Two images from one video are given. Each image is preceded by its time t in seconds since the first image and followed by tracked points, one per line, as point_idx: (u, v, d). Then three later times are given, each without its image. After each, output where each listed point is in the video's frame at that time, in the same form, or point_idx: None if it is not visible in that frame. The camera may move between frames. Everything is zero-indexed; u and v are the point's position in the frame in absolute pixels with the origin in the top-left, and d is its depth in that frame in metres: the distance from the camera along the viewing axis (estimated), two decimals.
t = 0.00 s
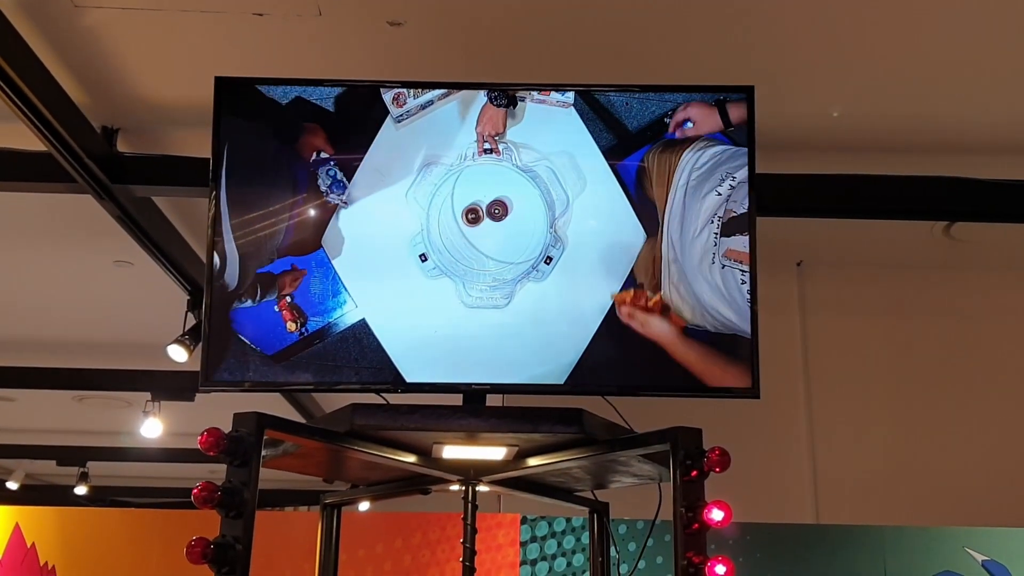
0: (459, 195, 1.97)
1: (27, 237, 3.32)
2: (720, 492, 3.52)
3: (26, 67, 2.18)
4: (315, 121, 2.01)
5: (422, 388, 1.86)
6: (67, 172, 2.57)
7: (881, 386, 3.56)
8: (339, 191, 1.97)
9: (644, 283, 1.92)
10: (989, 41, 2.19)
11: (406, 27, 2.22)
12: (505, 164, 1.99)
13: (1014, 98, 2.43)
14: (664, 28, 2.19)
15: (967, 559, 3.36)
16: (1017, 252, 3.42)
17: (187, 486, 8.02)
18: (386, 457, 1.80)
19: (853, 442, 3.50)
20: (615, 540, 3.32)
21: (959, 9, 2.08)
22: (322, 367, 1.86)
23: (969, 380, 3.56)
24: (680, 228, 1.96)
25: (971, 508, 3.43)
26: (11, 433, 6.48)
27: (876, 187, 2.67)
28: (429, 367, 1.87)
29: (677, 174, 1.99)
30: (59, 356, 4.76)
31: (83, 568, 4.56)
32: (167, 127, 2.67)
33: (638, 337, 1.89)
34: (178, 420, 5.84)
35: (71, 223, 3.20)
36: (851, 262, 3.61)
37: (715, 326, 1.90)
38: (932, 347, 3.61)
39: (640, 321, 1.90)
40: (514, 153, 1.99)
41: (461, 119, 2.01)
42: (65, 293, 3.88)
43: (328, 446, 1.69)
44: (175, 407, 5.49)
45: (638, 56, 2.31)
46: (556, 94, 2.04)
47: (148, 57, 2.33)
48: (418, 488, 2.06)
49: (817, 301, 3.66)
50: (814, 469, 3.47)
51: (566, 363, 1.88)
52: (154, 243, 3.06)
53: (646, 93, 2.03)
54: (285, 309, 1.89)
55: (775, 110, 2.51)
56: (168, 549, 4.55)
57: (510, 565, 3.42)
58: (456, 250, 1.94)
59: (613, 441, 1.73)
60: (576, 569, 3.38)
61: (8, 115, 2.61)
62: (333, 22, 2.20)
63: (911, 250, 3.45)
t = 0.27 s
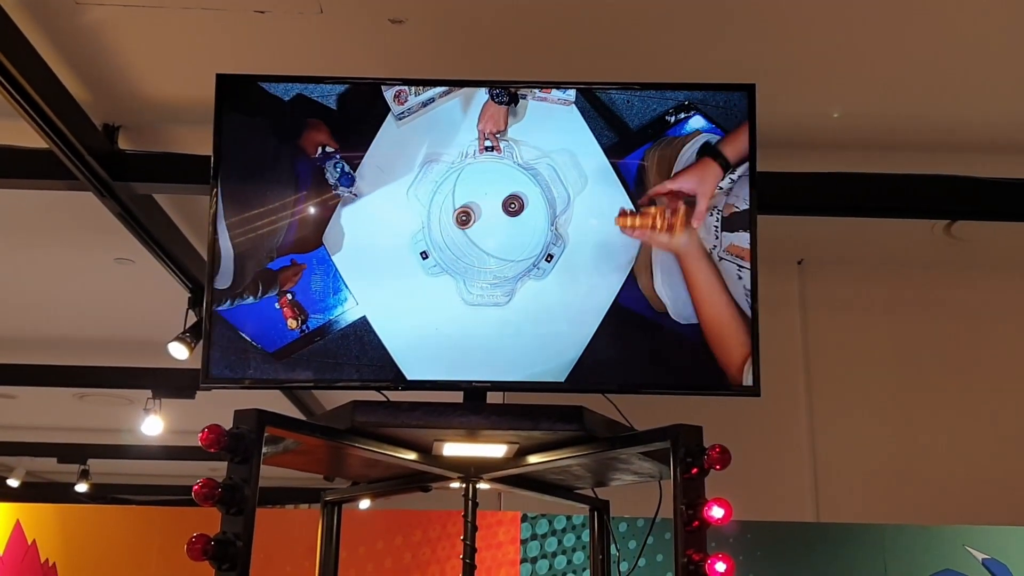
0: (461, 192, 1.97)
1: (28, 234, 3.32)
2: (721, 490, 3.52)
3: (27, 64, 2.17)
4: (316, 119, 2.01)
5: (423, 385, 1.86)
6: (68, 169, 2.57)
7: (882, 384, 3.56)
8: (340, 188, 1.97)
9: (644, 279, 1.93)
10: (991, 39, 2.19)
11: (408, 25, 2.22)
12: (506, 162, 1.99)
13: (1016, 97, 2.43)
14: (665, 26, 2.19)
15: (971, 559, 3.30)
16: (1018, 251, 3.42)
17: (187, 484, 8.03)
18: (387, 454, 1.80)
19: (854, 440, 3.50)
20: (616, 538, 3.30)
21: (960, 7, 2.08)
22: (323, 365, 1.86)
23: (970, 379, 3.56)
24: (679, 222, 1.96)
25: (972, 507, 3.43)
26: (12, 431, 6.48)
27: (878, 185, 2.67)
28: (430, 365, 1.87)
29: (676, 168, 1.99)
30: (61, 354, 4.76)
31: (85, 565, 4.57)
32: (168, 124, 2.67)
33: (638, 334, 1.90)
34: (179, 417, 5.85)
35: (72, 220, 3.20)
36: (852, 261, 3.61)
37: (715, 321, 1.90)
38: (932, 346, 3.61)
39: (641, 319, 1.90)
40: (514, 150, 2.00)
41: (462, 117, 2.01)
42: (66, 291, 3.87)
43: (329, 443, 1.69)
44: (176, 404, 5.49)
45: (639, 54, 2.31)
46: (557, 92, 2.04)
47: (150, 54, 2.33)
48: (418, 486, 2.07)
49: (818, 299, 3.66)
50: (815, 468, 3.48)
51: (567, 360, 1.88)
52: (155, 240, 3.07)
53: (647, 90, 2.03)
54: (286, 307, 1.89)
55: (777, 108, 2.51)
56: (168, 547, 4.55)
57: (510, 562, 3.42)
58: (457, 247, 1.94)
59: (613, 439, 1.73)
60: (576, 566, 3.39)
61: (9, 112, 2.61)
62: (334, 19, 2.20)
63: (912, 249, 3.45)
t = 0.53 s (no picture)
0: (460, 191, 1.97)
1: (28, 233, 3.32)
2: (720, 489, 3.52)
3: (26, 62, 2.17)
4: (316, 117, 2.00)
5: (423, 384, 1.86)
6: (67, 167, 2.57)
7: (881, 383, 3.56)
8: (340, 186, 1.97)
9: (644, 278, 1.92)
10: (991, 38, 2.19)
11: (407, 23, 2.22)
12: (506, 161, 1.99)
13: (1016, 95, 2.42)
14: (665, 24, 2.19)
15: (972, 560, 3.30)
16: (1018, 249, 3.42)
17: (187, 482, 8.03)
18: (387, 453, 1.80)
19: (853, 439, 3.50)
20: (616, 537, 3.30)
21: (960, 5, 2.08)
22: (323, 363, 1.86)
23: (970, 377, 3.56)
24: (683, 221, 1.95)
25: (972, 506, 3.43)
26: (11, 429, 6.48)
27: (877, 184, 2.67)
28: (429, 364, 1.87)
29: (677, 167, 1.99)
30: (60, 352, 4.76)
31: (85, 563, 4.57)
32: (167, 122, 2.67)
33: (638, 333, 1.89)
34: (178, 416, 5.85)
35: (72, 219, 3.20)
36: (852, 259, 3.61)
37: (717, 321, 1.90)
38: (932, 345, 3.61)
39: (641, 317, 1.90)
40: (514, 149, 1.99)
41: (463, 115, 2.01)
42: (65, 289, 3.87)
43: (329, 442, 1.68)
44: (176, 403, 5.49)
45: (639, 52, 2.31)
46: (557, 90, 2.04)
47: (149, 52, 2.33)
48: (418, 485, 2.06)
49: (818, 298, 3.66)
50: (815, 467, 3.47)
51: (567, 359, 1.88)
52: (155, 239, 3.06)
53: (647, 89, 2.03)
54: (286, 305, 1.89)
55: (777, 107, 2.50)
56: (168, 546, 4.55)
57: (510, 561, 3.42)
58: (457, 246, 1.94)
59: (613, 437, 1.73)
60: (576, 565, 3.39)
61: (8, 110, 2.61)
62: (334, 18, 2.20)
63: (912, 248, 3.45)
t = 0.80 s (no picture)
0: (463, 188, 1.97)
1: (31, 230, 3.33)
2: (723, 485, 3.52)
3: (29, 59, 2.17)
4: (319, 114, 2.01)
5: (425, 380, 1.86)
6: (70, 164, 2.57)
7: (883, 380, 3.56)
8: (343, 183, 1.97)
9: (647, 275, 1.92)
10: (995, 34, 2.19)
11: (410, 20, 2.22)
12: (509, 157, 1.99)
13: (1019, 92, 2.42)
14: (668, 21, 2.19)
15: (974, 556, 3.32)
16: (1020, 246, 3.42)
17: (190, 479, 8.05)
18: (390, 449, 1.80)
19: (856, 436, 3.50)
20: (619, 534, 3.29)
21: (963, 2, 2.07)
22: (327, 360, 1.86)
23: (972, 374, 3.56)
24: (686, 218, 1.96)
25: (974, 503, 3.43)
26: (14, 427, 6.49)
27: (880, 181, 2.67)
28: (433, 360, 1.87)
29: (680, 164, 1.99)
30: (63, 350, 4.77)
31: (88, 560, 4.58)
32: (169, 120, 2.67)
33: (642, 329, 1.89)
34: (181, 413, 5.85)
35: (74, 216, 3.20)
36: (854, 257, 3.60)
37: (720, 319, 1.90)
38: (934, 342, 3.61)
39: (644, 313, 1.90)
40: (517, 145, 1.99)
41: (465, 112, 2.01)
42: (67, 287, 3.88)
43: (333, 438, 1.69)
44: (178, 400, 5.50)
45: (642, 49, 2.31)
46: (560, 87, 2.04)
47: (151, 49, 2.33)
48: (421, 481, 2.06)
49: (820, 296, 3.66)
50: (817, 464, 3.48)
51: (570, 355, 1.88)
52: (157, 236, 3.07)
53: (650, 85, 2.03)
54: (290, 302, 1.89)
55: (779, 103, 2.50)
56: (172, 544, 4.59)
57: (513, 557, 3.43)
58: (460, 243, 1.94)
59: (617, 434, 1.73)
60: (579, 562, 3.39)
61: (11, 107, 2.61)
62: (337, 15, 2.20)
63: (914, 245, 3.45)
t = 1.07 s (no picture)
0: (463, 187, 1.96)
1: (31, 229, 3.32)
2: (723, 484, 3.52)
3: (29, 57, 2.17)
4: (319, 113, 2.00)
5: (425, 379, 1.86)
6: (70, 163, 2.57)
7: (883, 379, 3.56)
8: (343, 181, 1.97)
9: (648, 275, 1.92)
10: (996, 33, 2.18)
11: (410, 19, 2.22)
12: (509, 156, 1.98)
13: (1020, 90, 2.42)
14: (668, 19, 2.18)
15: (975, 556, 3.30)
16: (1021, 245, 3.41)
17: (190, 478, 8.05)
18: (390, 448, 1.80)
19: (856, 435, 3.50)
20: (619, 533, 3.30)
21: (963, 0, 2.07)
22: (327, 359, 1.86)
23: (973, 373, 3.56)
24: (687, 222, 1.95)
25: (974, 502, 3.43)
26: (14, 426, 6.48)
27: (880, 179, 2.67)
28: (433, 360, 1.87)
29: (681, 166, 1.98)
30: (63, 349, 4.77)
31: (88, 559, 4.58)
32: (169, 118, 2.67)
33: (642, 328, 1.89)
34: (181, 412, 5.85)
35: (74, 215, 3.20)
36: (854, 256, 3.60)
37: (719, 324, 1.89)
38: (935, 341, 3.60)
39: (645, 312, 1.90)
40: (517, 143, 1.99)
41: (466, 110, 2.00)
42: (67, 285, 3.87)
43: (332, 437, 1.68)
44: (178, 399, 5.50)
45: (642, 47, 2.30)
46: (560, 85, 2.03)
47: (151, 48, 2.33)
48: (421, 480, 2.06)
49: (820, 295, 3.66)
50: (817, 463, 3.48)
51: (570, 354, 1.88)
52: (157, 235, 3.07)
53: (650, 83, 2.02)
54: (289, 300, 1.89)
55: (780, 102, 2.50)
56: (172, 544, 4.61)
57: (513, 556, 3.43)
58: (460, 243, 1.93)
59: (617, 433, 1.73)
60: (579, 561, 3.40)
61: (11, 106, 2.61)
62: (337, 13, 2.20)
63: (914, 244, 3.45)
